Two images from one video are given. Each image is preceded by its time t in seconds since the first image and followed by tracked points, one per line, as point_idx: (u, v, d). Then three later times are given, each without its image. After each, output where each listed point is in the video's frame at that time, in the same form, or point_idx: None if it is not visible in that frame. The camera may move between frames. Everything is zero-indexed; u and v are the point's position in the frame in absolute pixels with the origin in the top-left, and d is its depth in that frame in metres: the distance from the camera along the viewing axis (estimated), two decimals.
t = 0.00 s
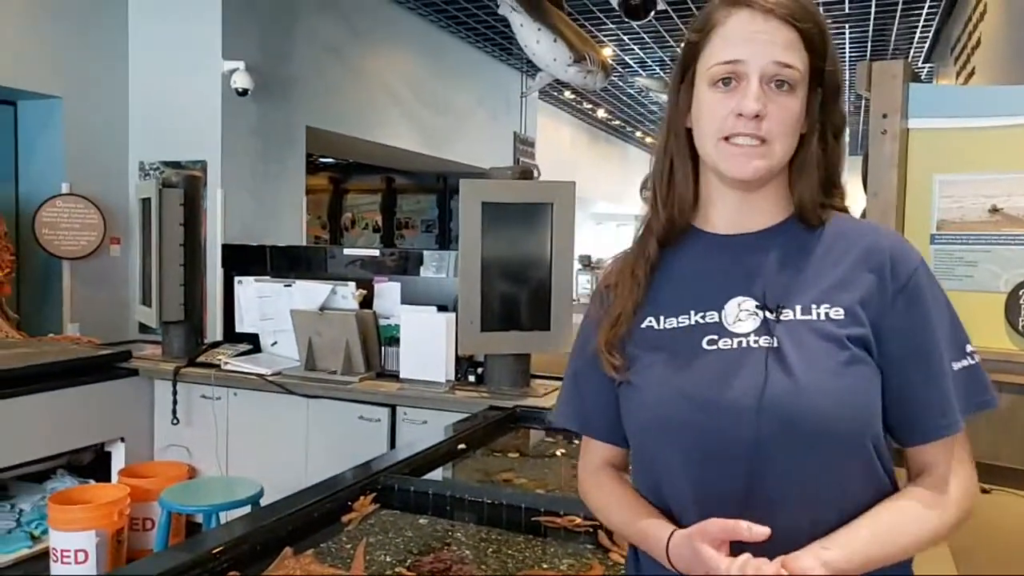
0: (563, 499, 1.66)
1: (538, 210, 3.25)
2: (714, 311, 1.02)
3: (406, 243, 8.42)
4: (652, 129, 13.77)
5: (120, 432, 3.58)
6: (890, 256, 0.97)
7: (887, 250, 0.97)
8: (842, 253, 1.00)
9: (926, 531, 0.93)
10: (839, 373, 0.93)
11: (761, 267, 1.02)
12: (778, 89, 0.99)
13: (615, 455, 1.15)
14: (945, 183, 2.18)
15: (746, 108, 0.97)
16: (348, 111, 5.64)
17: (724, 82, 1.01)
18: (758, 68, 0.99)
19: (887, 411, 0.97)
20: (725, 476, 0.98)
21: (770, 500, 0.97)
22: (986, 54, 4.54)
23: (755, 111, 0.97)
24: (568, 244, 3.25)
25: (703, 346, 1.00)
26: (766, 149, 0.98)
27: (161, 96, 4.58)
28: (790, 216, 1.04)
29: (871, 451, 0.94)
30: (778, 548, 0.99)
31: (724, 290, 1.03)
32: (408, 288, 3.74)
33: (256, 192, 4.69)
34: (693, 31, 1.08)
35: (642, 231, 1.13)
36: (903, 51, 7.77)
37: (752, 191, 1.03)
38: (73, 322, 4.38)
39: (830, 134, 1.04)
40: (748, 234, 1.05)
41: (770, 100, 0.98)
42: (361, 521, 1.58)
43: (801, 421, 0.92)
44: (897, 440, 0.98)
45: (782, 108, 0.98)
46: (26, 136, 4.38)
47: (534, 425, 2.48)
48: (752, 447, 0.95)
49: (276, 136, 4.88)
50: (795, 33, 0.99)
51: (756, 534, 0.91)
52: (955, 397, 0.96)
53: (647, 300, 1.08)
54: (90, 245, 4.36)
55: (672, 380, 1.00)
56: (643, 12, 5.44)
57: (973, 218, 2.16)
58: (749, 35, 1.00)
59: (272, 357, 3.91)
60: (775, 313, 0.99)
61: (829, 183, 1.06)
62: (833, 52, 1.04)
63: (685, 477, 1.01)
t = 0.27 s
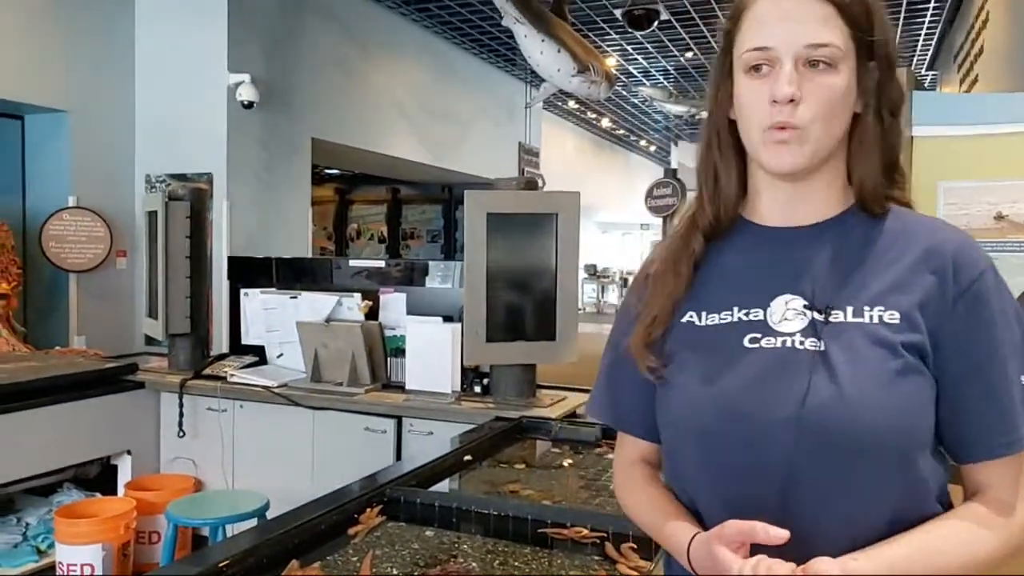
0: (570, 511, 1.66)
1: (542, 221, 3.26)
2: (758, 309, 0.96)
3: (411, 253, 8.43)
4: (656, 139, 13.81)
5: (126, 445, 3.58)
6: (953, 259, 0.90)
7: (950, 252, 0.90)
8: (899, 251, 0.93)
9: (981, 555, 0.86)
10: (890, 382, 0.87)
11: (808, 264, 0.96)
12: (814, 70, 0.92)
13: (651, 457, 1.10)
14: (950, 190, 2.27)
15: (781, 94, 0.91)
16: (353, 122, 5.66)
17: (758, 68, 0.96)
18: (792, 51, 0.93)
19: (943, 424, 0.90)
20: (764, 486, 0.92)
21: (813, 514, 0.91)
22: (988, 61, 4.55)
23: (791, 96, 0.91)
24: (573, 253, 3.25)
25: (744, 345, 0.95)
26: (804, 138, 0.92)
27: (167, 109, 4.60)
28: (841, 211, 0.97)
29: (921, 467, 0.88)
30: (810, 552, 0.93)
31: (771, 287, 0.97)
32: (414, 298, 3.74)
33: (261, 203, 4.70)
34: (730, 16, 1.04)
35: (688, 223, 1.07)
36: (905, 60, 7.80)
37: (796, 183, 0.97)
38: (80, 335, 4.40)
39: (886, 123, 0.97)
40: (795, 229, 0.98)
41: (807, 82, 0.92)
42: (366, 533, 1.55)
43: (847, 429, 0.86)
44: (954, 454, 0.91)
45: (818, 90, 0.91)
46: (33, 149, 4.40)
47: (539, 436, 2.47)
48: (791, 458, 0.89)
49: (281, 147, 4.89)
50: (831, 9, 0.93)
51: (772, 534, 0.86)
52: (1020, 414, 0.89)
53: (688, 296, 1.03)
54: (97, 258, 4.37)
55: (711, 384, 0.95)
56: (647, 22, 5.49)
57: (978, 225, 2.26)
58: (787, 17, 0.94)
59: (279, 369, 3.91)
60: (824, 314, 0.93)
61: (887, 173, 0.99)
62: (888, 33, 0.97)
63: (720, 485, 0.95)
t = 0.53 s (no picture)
0: (571, 517, 1.66)
1: (545, 227, 3.25)
2: (782, 321, 0.96)
3: (413, 259, 8.45)
4: (658, 145, 13.81)
5: (128, 451, 3.58)
6: (981, 273, 0.89)
7: (977, 266, 0.90)
8: (925, 264, 0.92)
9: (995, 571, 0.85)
10: (914, 396, 0.86)
11: (833, 276, 0.96)
12: (829, 89, 0.91)
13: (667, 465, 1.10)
14: (953, 197, 2.26)
15: (790, 115, 0.91)
16: (355, 128, 5.67)
17: (773, 85, 0.95)
18: (805, 70, 0.92)
19: (968, 441, 0.89)
20: (787, 499, 0.91)
21: (833, 529, 0.90)
22: (990, 67, 4.54)
23: (800, 117, 0.91)
24: (575, 260, 3.25)
25: (767, 357, 0.95)
26: (818, 156, 0.91)
27: (170, 115, 4.62)
28: (865, 224, 0.97)
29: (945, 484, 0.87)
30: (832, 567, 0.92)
31: (794, 298, 0.97)
32: (416, 304, 3.73)
33: (263, 210, 4.71)
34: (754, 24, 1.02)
35: (715, 231, 1.07)
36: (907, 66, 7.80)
37: (816, 198, 0.96)
38: (81, 340, 4.40)
39: (913, 136, 0.96)
40: (819, 241, 0.98)
41: (819, 101, 0.91)
42: (368, 540, 1.53)
43: (870, 444, 0.86)
44: (978, 470, 0.90)
45: (832, 110, 0.90)
46: (36, 155, 4.41)
47: (541, 443, 2.46)
48: (814, 471, 0.89)
49: (284, 153, 4.90)
50: (844, 26, 0.91)
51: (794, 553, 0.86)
52: None
53: (712, 305, 1.02)
54: (99, 263, 4.37)
55: (733, 397, 0.95)
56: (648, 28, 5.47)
57: (981, 232, 2.24)
58: (804, 34, 0.92)
59: (280, 375, 3.91)
60: (847, 327, 0.93)
61: (917, 184, 0.97)
62: (917, 44, 0.94)
63: (740, 498, 0.95)
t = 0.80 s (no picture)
0: (570, 525, 1.65)
1: (545, 233, 3.25)
2: (772, 329, 0.96)
3: (414, 265, 8.53)
4: (658, 152, 13.83)
5: (127, 457, 3.57)
6: (971, 285, 0.88)
7: (967, 278, 0.88)
8: (915, 275, 0.92)
9: None
10: (903, 406, 0.85)
11: (824, 285, 0.95)
12: (829, 94, 0.91)
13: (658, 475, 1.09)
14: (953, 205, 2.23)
15: (790, 114, 0.91)
16: (356, 134, 5.67)
17: (773, 88, 0.94)
18: (806, 73, 0.91)
19: (956, 454, 0.88)
20: (774, 510, 0.90)
21: (821, 541, 0.89)
22: (991, 75, 4.54)
23: (801, 116, 0.90)
24: (575, 266, 3.24)
25: (757, 365, 0.94)
26: (817, 159, 0.91)
27: (170, 121, 4.62)
28: (856, 234, 0.96)
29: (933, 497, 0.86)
30: None
31: (784, 307, 0.96)
32: (415, 310, 3.72)
33: (263, 216, 4.71)
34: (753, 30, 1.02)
35: (712, 240, 1.07)
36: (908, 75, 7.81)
37: (808, 206, 0.96)
38: (80, 346, 4.40)
39: (907, 150, 0.96)
40: (810, 250, 0.97)
41: (820, 103, 0.90)
42: (367, 546, 1.53)
43: (860, 457, 0.85)
44: (964, 483, 0.90)
45: (833, 114, 0.90)
46: (36, 161, 4.41)
47: (540, 450, 2.46)
48: (803, 481, 0.88)
49: (284, 159, 4.90)
50: (848, 30, 0.91)
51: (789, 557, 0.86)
52: None
53: (703, 314, 1.01)
54: (98, 269, 4.37)
55: (720, 405, 0.94)
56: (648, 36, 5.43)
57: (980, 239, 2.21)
58: (806, 37, 0.92)
59: (280, 381, 3.90)
60: (837, 336, 0.92)
61: (910, 199, 0.98)
62: (915, 59, 0.95)
63: (727, 508, 0.94)
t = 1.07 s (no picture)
0: (569, 528, 1.65)
1: (542, 236, 3.26)
2: (740, 316, 1.03)
3: (411, 268, 8.34)
4: (655, 154, 13.84)
5: (125, 462, 3.57)
6: (933, 272, 0.93)
7: (929, 264, 0.94)
8: (878, 264, 0.98)
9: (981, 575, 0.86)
10: (863, 387, 0.91)
11: (790, 277, 1.02)
12: (803, 89, 0.99)
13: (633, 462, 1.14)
14: (947, 207, 2.22)
15: (766, 106, 0.98)
16: (353, 138, 5.68)
17: (750, 82, 1.02)
18: (782, 68, 0.99)
19: (922, 434, 0.94)
20: (744, 488, 0.96)
21: (788, 517, 0.95)
22: (985, 77, 4.56)
23: (776, 107, 0.98)
24: (572, 269, 3.25)
25: (724, 351, 1.01)
26: (788, 153, 0.98)
27: (167, 126, 4.62)
28: (822, 226, 1.03)
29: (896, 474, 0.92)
30: (788, 553, 0.97)
31: (752, 296, 1.03)
32: (413, 314, 3.73)
33: (261, 220, 4.72)
34: (728, 34, 1.11)
35: (679, 238, 1.13)
36: (903, 77, 7.84)
37: (776, 202, 1.03)
38: (78, 351, 4.39)
39: (874, 150, 1.03)
40: (776, 242, 1.05)
41: (794, 97, 0.98)
42: (365, 550, 1.53)
43: (823, 438, 0.91)
44: (930, 464, 0.94)
45: (805, 108, 0.98)
46: (33, 166, 4.41)
47: (538, 453, 2.46)
48: (769, 459, 0.94)
49: (281, 163, 4.91)
50: (822, 28, 1.00)
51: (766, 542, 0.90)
52: (997, 430, 0.92)
53: (673, 304, 1.09)
54: (96, 274, 4.36)
55: (692, 388, 1.01)
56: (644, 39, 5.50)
57: (975, 241, 2.21)
58: (781, 36, 1.01)
59: (278, 385, 3.90)
60: (802, 322, 0.99)
61: (877, 197, 1.04)
62: (884, 63, 1.03)
63: (700, 488, 1.00)
